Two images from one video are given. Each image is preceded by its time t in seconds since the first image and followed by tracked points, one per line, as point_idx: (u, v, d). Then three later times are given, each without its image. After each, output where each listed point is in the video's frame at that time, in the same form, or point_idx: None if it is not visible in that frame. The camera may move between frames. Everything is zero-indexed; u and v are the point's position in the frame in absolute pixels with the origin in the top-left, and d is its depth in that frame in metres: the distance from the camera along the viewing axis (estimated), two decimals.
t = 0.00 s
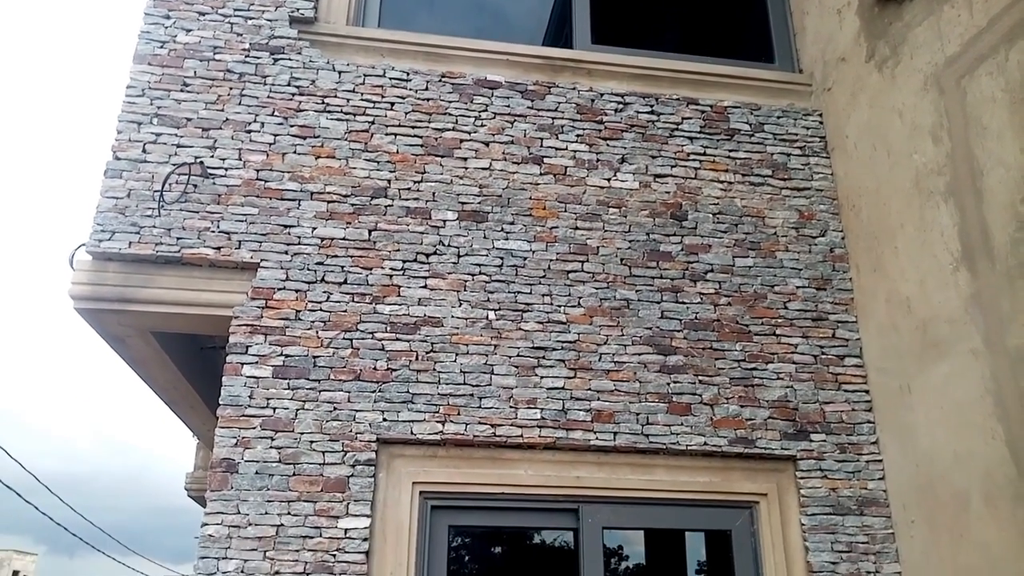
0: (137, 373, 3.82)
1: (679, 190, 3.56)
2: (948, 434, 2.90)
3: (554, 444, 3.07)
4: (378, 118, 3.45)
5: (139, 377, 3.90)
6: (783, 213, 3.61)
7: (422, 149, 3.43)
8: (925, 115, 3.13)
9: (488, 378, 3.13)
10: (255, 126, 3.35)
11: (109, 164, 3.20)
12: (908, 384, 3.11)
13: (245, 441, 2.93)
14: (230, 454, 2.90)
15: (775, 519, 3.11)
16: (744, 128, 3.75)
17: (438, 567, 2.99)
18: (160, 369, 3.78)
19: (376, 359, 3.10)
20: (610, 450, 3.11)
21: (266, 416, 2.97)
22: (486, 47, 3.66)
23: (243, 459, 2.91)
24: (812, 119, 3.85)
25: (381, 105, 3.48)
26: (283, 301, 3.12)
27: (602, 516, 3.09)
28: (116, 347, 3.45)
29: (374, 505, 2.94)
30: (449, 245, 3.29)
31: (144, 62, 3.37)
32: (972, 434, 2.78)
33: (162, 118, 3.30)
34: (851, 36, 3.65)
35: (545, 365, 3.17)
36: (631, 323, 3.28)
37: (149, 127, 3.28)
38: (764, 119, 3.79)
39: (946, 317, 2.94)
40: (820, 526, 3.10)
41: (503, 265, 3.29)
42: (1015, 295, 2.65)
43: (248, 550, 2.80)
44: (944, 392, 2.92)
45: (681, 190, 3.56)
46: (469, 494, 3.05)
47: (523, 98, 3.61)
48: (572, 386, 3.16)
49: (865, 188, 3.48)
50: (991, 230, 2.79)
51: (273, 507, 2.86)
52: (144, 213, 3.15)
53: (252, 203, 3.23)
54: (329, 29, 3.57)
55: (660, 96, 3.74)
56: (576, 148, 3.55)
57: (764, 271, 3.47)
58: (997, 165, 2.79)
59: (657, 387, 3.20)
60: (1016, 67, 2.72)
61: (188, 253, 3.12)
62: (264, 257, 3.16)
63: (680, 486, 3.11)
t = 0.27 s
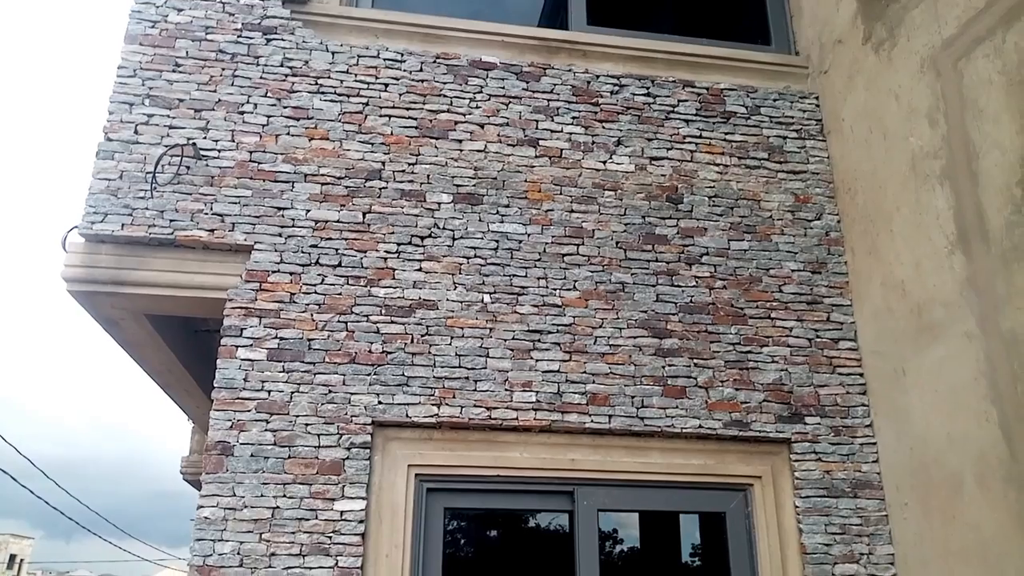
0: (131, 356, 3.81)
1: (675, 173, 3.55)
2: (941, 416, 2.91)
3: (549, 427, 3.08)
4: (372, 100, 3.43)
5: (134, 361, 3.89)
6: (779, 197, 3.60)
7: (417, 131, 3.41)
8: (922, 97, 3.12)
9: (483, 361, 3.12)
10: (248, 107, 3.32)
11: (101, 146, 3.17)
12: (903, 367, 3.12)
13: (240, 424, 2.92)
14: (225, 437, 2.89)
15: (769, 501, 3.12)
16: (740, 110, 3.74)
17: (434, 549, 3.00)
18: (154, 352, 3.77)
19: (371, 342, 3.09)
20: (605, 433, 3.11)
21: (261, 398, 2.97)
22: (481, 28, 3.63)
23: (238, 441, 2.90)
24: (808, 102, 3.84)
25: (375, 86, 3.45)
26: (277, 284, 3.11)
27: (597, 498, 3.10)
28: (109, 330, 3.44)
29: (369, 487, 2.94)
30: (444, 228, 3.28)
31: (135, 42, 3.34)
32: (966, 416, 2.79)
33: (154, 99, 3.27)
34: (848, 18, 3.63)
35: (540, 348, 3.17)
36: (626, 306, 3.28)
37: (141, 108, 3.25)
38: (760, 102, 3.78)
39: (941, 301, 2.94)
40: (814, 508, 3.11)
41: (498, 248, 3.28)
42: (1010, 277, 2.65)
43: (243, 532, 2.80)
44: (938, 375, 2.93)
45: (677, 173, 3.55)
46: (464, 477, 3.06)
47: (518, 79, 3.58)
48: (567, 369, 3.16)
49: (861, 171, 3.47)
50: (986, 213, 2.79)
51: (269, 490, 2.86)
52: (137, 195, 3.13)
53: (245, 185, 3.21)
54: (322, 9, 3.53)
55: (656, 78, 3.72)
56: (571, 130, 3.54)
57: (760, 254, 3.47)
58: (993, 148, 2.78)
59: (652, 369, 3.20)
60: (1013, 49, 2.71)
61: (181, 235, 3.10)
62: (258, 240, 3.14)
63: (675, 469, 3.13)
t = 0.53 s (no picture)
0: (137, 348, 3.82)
1: (680, 162, 3.53)
2: (948, 405, 2.90)
3: (554, 417, 3.08)
4: (376, 90, 3.42)
5: (140, 353, 3.91)
6: (784, 185, 3.59)
7: (421, 122, 3.40)
8: (928, 85, 3.10)
9: (488, 351, 3.13)
10: (252, 98, 3.32)
11: (106, 138, 3.18)
12: (909, 356, 3.11)
13: (246, 415, 2.93)
14: (232, 428, 2.91)
15: (774, 491, 3.12)
16: (745, 99, 3.72)
17: (439, 538, 3.01)
18: (160, 344, 3.79)
19: (376, 333, 3.10)
20: (610, 422, 3.12)
21: (267, 389, 2.97)
22: (486, 17, 3.61)
23: (245, 432, 2.91)
24: (814, 90, 3.82)
25: (379, 77, 3.45)
26: (282, 275, 3.11)
27: (602, 488, 3.11)
28: (116, 322, 3.45)
29: (375, 477, 2.95)
30: (448, 218, 3.27)
31: (139, 33, 3.34)
32: (972, 404, 2.78)
33: (158, 91, 3.27)
34: (854, 5, 3.60)
35: (546, 338, 3.17)
36: (631, 296, 3.27)
37: (145, 100, 3.25)
38: (766, 90, 3.76)
39: (948, 289, 2.93)
40: (819, 497, 3.11)
41: (503, 238, 3.28)
42: (1016, 265, 2.64)
43: (250, 522, 2.82)
44: (944, 364, 2.92)
45: (682, 162, 3.54)
46: (470, 467, 3.07)
47: (523, 69, 3.57)
48: (573, 358, 3.16)
49: (867, 160, 3.45)
50: (993, 200, 2.77)
51: (275, 480, 2.88)
52: (142, 186, 3.13)
53: (250, 176, 3.21)
54: None
55: (661, 67, 3.70)
56: (576, 120, 3.52)
57: (765, 243, 3.46)
58: (1000, 134, 2.76)
59: (657, 359, 3.20)
60: (1021, 34, 2.69)
61: (187, 227, 3.10)
62: (263, 231, 3.14)
63: (680, 458, 3.13)
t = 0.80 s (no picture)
0: (135, 338, 3.82)
1: (678, 151, 3.52)
2: (945, 394, 2.90)
3: (552, 406, 3.08)
4: (374, 79, 3.40)
5: (138, 342, 3.90)
6: (783, 174, 3.58)
7: (418, 110, 3.39)
8: (928, 73, 3.09)
9: (486, 340, 3.12)
10: (249, 86, 3.31)
11: (102, 126, 3.16)
12: (906, 345, 3.11)
13: (244, 404, 2.93)
14: (229, 417, 2.90)
15: (771, 480, 3.13)
16: (744, 88, 3.71)
17: (437, 527, 3.02)
18: (157, 333, 3.78)
19: (374, 322, 3.09)
20: (608, 411, 3.12)
21: (265, 378, 2.97)
22: (483, 5, 3.59)
23: (242, 421, 2.91)
24: (813, 79, 3.81)
25: (377, 65, 3.43)
26: (279, 264, 3.10)
27: (600, 477, 3.12)
28: (113, 311, 3.45)
29: (373, 466, 2.96)
30: (446, 207, 3.27)
31: (135, 21, 3.32)
32: (969, 393, 2.79)
33: (154, 79, 3.26)
34: None
35: (543, 328, 3.17)
36: (629, 285, 3.27)
37: (141, 89, 3.24)
38: (765, 79, 3.75)
39: (946, 278, 2.93)
40: (816, 486, 3.12)
41: (501, 227, 3.27)
42: (1014, 253, 2.63)
43: (248, 511, 2.82)
44: (942, 353, 2.92)
45: (681, 151, 3.53)
46: (468, 456, 3.07)
47: (521, 57, 3.55)
48: (570, 348, 3.16)
49: (866, 149, 3.45)
50: (992, 189, 2.76)
51: (273, 469, 2.88)
52: (139, 175, 3.12)
53: (246, 165, 3.20)
54: None
55: (660, 56, 3.69)
56: (574, 108, 3.51)
57: (764, 233, 3.45)
58: (1000, 123, 2.74)
59: (655, 348, 3.20)
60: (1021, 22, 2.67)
61: (183, 216, 3.09)
62: (260, 220, 3.13)
63: (678, 447, 3.13)
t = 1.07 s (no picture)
0: (131, 324, 3.82)
1: (675, 138, 3.51)
2: (941, 381, 2.91)
3: (548, 392, 3.08)
4: (370, 64, 3.39)
5: (134, 329, 3.90)
6: (780, 161, 3.58)
7: (415, 96, 3.37)
8: (926, 60, 3.08)
9: (482, 328, 3.12)
10: (244, 72, 3.29)
11: (97, 112, 3.15)
12: (902, 332, 3.12)
13: (240, 390, 2.93)
14: (226, 403, 2.90)
15: (766, 467, 3.15)
16: (742, 74, 3.69)
17: (434, 514, 3.03)
18: (153, 320, 3.78)
19: (370, 309, 3.09)
20: (604, 398, 3.12)
21: (261, 365, 2.97)
22: None
23: (239, 407, 2.91)
24: (811, 66, 3.79)
25: (373, 51, 3.41)
26: (275, 251, 3.10)
27: (596, 463, 3.13)
28: (108, 298, 3.44)
29: (369, 453, 2.96)
30: (443, 194, 3.26)
31: (129, 6, 3.30)
32: (965, 380, 2.79)
33: (149, 64, 3.24)
34: None
35: (540, 315, 3.17)
36: (626, 272, 3.27)
37: (136, 74, 3.22)
38: (762, 65, 3.74)
39: (942, 265, 2.93)
40: (812, 472, 3.13)
41: (498, 214, 3.26)
42: (1010, 241, 2.63)
43: (244, 497, 2.82)
44: (937, 340, 2.93)
45: (678, 138, 3.52)
46: (464, 442, 3.08)
47: (518, 43, 3.54)
48: (567, 335, 3.16)
49: (864, 136, 3.44)
50: (988, 176, 2.75)
51: (269, 455, 2.88)
52: (134, 161, 3.11)
53: (242, 151, 3.18)
54: None
55: (657, 42, 3.67)
56: (571, 95, 3.50)
57: (761, 220, 3.45)
58: (997, 110, 2.73)
59: (652, 336, 3.20)
60: (1019, 8, 2.65)
61: (179, 202, 3.08)
62: (255, 206, 3.12)
63: (674, 434, 3.14)
